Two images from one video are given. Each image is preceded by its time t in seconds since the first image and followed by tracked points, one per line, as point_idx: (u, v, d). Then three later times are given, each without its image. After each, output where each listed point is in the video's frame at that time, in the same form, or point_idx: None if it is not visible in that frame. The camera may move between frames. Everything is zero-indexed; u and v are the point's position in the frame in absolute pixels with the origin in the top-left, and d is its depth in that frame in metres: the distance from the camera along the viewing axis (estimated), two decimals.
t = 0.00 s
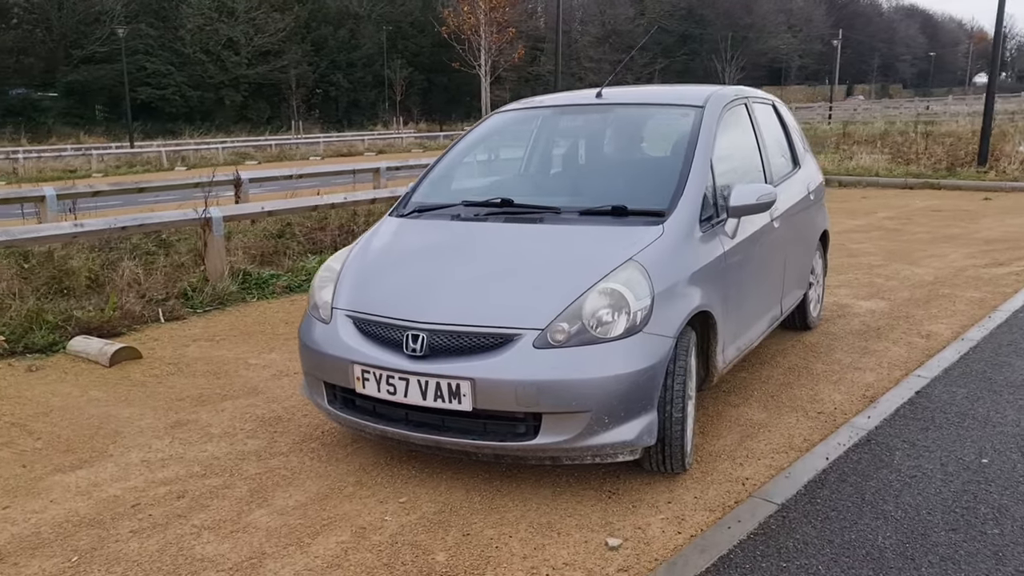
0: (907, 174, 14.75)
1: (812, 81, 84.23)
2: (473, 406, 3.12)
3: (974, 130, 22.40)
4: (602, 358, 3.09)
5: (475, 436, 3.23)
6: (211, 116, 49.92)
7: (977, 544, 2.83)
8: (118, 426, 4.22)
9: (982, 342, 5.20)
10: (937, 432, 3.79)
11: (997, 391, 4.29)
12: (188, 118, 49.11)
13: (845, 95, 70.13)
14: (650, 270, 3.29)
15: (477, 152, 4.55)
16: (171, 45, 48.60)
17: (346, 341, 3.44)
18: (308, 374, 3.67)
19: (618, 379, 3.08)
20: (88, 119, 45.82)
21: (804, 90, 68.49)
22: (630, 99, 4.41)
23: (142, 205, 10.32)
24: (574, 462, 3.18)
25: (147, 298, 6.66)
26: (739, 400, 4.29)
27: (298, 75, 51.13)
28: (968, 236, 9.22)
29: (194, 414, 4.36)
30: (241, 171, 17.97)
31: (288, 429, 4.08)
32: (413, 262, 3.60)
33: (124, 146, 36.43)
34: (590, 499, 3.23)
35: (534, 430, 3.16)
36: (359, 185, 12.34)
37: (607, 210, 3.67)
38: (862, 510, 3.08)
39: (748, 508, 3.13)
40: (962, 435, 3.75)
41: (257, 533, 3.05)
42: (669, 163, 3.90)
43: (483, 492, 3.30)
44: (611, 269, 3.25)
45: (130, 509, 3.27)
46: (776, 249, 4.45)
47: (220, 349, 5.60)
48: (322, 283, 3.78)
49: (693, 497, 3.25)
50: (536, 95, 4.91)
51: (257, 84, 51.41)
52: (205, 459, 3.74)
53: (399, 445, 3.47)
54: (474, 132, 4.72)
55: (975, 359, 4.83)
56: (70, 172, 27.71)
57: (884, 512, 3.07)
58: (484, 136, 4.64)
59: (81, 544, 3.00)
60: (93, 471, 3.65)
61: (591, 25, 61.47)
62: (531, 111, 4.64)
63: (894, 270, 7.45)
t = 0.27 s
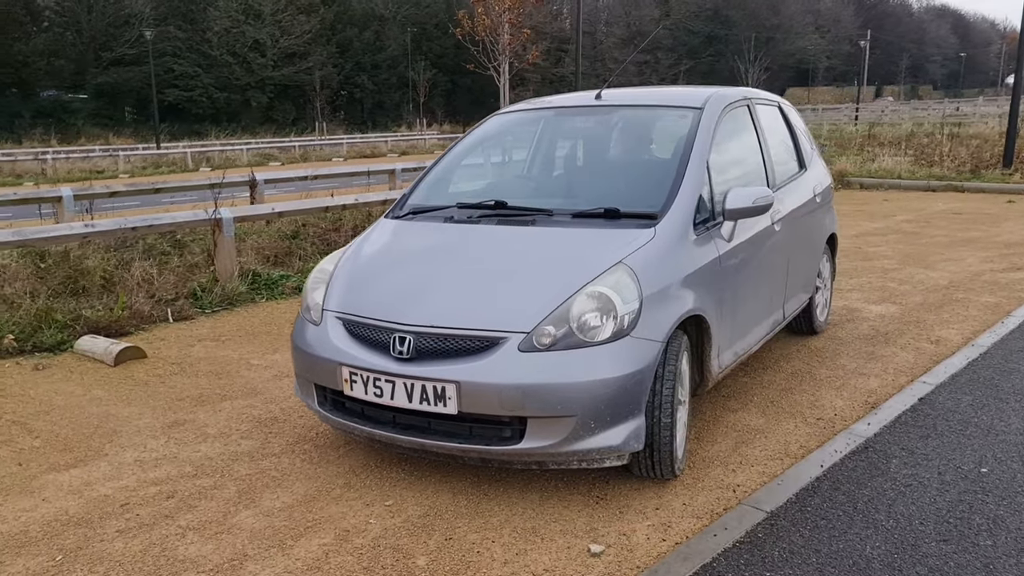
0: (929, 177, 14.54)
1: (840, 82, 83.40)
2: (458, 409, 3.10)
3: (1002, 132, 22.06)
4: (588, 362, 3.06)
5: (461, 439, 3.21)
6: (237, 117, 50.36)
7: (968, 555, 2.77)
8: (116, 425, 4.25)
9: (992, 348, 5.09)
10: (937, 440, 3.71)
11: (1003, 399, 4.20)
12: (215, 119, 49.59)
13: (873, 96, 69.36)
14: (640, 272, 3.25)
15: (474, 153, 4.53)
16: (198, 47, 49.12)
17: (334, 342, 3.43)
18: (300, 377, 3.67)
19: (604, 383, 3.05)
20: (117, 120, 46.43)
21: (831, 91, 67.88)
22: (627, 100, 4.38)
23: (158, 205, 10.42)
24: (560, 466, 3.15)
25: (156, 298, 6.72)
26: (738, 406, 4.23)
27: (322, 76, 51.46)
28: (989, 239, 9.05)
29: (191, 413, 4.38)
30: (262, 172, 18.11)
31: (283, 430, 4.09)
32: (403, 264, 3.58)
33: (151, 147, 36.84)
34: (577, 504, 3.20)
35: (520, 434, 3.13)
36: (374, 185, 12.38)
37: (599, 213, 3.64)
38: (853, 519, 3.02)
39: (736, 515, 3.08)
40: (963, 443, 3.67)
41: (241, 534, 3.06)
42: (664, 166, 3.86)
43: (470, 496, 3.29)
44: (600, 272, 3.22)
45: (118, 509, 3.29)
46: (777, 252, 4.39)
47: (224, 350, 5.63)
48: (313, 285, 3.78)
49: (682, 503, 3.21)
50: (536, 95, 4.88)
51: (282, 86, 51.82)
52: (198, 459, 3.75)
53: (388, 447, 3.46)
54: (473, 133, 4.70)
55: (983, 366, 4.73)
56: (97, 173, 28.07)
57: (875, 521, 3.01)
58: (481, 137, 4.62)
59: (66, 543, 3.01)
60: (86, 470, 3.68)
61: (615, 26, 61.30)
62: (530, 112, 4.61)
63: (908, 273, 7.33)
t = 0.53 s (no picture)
0: (951, 179, 14.33)
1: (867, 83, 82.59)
2: (442, 411, 3.08)
3: None
4: (573, 365, 3.02)
5: (447, 442, 3.18)
6: (261, 119, 50.79)
7: (956, 567, 2.70)
8: (113, 424, 4.27)
9: (1002, 354, 4.99)
10: (936, 448, 3.63)
11: (1008, 406, 4.11)
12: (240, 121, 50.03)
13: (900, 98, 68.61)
14: (629, 274, 3.21)
15: (472, 154, 4.51)
16: (224, 50, 49.59)
17: (322, 343, 3.42)
18: (289, 377, 3.66)
19: (589, 387, 3.01)
20: (144, 122, 46.99)
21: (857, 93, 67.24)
22: (625, 101, 4.34)
23: (173, 206, 10.51)
24: (545, 470, 3.12)
25: (164, 298, 6.76)
26: (736, 410, 4.17)
27: (345, 78, 51.76)
28: (1008, 243, 8.89)
29: (188, 413, 4.39)
30: (282, 172, 18.25)
31: (276, 430, 4.09)
32: (394, 265, 3.57)
33: (176, 148, 37.23)
34: (563, 508, 3.16)
35: (504, 438, 3.10)
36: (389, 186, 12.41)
37: (591, 214, 3.60)
38: (842, 528, 2.96)
39: (723, 522, 3.03)
40: (962, 452, 3.59)
41: (224, 535, 3.05)
42: (659, 167, 3.82)
43: (456, 499, 3.26)
44: (587, 274, 3.18)
45: (106, 508, 3.29)
46: (777, 256, 4.33)
47: (227, 349, 5.65)
48: (305, 286, 3.77)
49: (669, 509, 3.16)
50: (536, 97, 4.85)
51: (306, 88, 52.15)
52: (189, 459, 3.75)
53: (376, 449, 3.44)
54: (471, 134, 4.68)
55: (991, 372, 4.63)
56: (122, 173, 28.44)
57: (864, 530, 2.94)
58: (480, 137, 4.60)
59: (51, 542, 3.02)
60: (79, 469, 3.69)
61: (639, 27, 61.12)
62: (528, 113, 4.58)
63: (922, 277, 7.21)
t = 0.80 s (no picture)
0: (974, 182, 14.11)
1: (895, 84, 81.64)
2: (424, 418, 3.05)
3: None
4: (555, 371, 2.98)
5: (429, 448, 3.15)
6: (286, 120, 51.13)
7: None
8: (108, 426, 4.29)
9: (1012, 362, 4.87)
10: (933, 458, 3.55)
11: (1013, 416, 4.01)
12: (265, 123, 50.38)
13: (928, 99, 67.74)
14: (615, 279, 3.16)
15: (468, 157, 4.49)
16: (249, 52, 49.96)
17: (308, 347, 3.41)
18: (277, 380, 3.66)
19: (570, 395, 2.97)
20: (170, 124, 47.46)
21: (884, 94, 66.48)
22: (622, 104, 4.29)
23: (188, 207, 10.57)
24: (527, 478, 3.08)
25: (171, 300, 6.81)
26: (732, 417, 4.11)
27: (368, 80, 52.01)
28: None
29: (184, 415, 4.40)
30: (301, 174, 18.34)
31: (268, 434, 4.08)
32: (382, 269, 3.55)
33: (201, 150, 37.54)
34: (545, 517, 3.12)
35: (486, 445, 3.07)
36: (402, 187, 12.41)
37: (581, 219, 3.56)
38: (829, 541, 2.89)
39: (707, 532, 2.98)
40: (960, 462, 3.50)
41: (204, 539, 3.04)
42: (653, 170, 3.77)
43: (439, 505, 3.23)
44: (572, 280, 3.14)
45: (91, 510, 3.30)
46: (777, 260, 4.26)
47: (230, 351, 5.67)
48: (295, 289, 3.76)
49: (654, 519, 3.11)
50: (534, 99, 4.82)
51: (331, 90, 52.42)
52: (179, 462, 3.75)
53: (361, 454, 3.42)
54: (468, 137, 4.65)
55: (998, 380, 4.53)
56: (147, 175, 28.69)
57: (851, 544, 2.88)
58: (476, 140, 4.57)
59: (33, 544, 3.03)
60: (70, 471, 3.71)
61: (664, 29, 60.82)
62: (524, 116, 4.55)
63: (936, 282, 7.09)
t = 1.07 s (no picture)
0: (991, 186, 13.93)
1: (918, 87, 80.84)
2: (401, 423, 3.03)
3: None
4: (533, 378, 2.96)
5: (407, 454, 3.13)
6: (305, 123, 51.41)
7: None
8: (100, 428, 4.31)
9: (1014, 370, 4.79)
10: (924, 468, 3.49)
11: (1009, 425, 3.94)
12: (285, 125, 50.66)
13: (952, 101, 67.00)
14: (595, 285, 3.14)
15: (459, 161, 4.47)
16: (269, 56, 50.28)
17: (290, 351, 3.40)
18: (262, 384, 3.65)
19: (547, 402, 2.94)
20: (191, 126, 47.84)
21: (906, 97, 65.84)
22: (613, 108, 4.26)
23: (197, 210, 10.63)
24: (505, 485, 3.06)
25: (174, 302, 6.87)
26: (722, 424, 4.06)
27: (387, 83, 52.19)
28: None
29: (175, 418, 4.41)
30: (315, 177, 18.39)
31: (256, 437, 4.08)
32: (366, 273, 3.54)
33: (221, 152, 37.79)
34: (524, 524, 3.10)
35: (463, 451, 3.04)
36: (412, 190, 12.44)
37: (566, 224, 3.54)
38: (809, 552, 2.85)
39: (685, 542, 2.94)
40: (951, 473, 3.44)
41: (182, 543, 3.03)
42: (641, 175, 3.74)
43: (418, 512, 3.21)
44: (551, 286, 3.11)
45: (74, 513, 3.31)
46: (771, 265, 4.21)
47: (228, 354, 5.69)
48: (280, 294, 3.76)
49: (634, 528, 3.07)
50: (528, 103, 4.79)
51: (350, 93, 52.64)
52: (165, 466, 3.76)
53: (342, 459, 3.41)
54: (461, 141, 4.63)
55: (997, 389, 4.45)
56: (166, 177, 28.91)
57: (831, 555, 2.83)
58: (469, 144, 4.55)
59: (12, 547, 3.04)
60: (57, 473, 3.72)
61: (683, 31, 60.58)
62: (517, 120, 4.52)
63: (945, 288, 6.99)
